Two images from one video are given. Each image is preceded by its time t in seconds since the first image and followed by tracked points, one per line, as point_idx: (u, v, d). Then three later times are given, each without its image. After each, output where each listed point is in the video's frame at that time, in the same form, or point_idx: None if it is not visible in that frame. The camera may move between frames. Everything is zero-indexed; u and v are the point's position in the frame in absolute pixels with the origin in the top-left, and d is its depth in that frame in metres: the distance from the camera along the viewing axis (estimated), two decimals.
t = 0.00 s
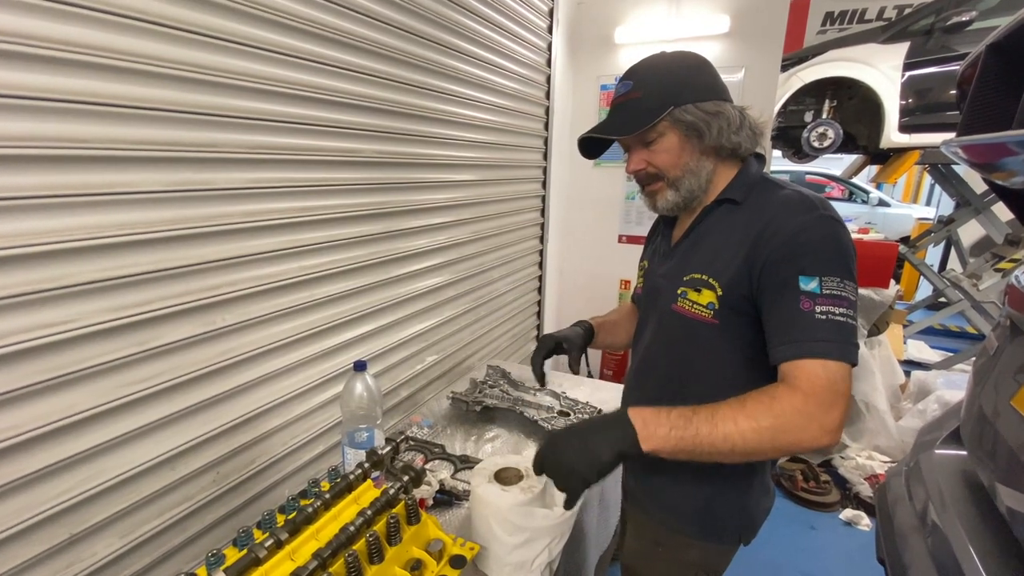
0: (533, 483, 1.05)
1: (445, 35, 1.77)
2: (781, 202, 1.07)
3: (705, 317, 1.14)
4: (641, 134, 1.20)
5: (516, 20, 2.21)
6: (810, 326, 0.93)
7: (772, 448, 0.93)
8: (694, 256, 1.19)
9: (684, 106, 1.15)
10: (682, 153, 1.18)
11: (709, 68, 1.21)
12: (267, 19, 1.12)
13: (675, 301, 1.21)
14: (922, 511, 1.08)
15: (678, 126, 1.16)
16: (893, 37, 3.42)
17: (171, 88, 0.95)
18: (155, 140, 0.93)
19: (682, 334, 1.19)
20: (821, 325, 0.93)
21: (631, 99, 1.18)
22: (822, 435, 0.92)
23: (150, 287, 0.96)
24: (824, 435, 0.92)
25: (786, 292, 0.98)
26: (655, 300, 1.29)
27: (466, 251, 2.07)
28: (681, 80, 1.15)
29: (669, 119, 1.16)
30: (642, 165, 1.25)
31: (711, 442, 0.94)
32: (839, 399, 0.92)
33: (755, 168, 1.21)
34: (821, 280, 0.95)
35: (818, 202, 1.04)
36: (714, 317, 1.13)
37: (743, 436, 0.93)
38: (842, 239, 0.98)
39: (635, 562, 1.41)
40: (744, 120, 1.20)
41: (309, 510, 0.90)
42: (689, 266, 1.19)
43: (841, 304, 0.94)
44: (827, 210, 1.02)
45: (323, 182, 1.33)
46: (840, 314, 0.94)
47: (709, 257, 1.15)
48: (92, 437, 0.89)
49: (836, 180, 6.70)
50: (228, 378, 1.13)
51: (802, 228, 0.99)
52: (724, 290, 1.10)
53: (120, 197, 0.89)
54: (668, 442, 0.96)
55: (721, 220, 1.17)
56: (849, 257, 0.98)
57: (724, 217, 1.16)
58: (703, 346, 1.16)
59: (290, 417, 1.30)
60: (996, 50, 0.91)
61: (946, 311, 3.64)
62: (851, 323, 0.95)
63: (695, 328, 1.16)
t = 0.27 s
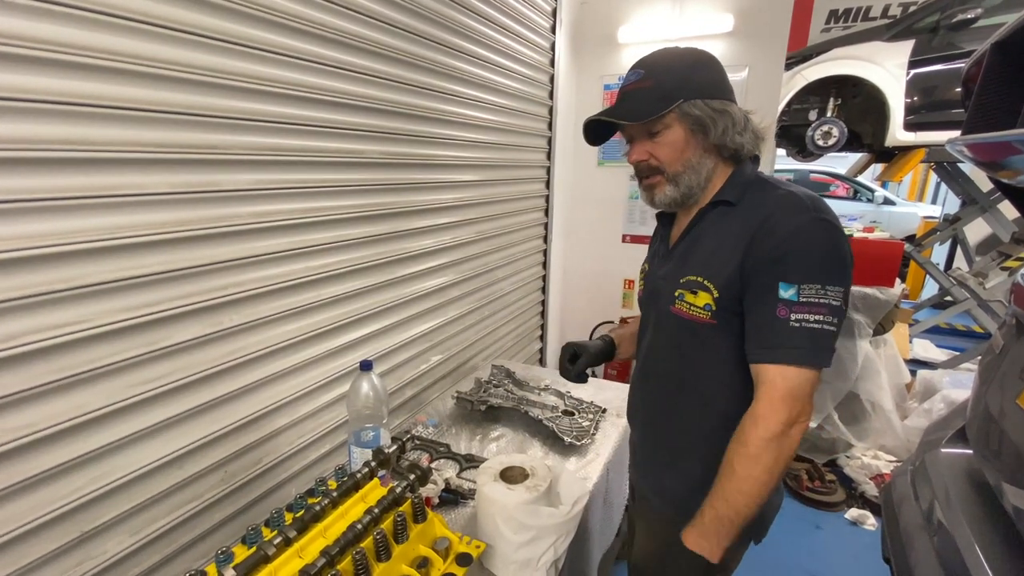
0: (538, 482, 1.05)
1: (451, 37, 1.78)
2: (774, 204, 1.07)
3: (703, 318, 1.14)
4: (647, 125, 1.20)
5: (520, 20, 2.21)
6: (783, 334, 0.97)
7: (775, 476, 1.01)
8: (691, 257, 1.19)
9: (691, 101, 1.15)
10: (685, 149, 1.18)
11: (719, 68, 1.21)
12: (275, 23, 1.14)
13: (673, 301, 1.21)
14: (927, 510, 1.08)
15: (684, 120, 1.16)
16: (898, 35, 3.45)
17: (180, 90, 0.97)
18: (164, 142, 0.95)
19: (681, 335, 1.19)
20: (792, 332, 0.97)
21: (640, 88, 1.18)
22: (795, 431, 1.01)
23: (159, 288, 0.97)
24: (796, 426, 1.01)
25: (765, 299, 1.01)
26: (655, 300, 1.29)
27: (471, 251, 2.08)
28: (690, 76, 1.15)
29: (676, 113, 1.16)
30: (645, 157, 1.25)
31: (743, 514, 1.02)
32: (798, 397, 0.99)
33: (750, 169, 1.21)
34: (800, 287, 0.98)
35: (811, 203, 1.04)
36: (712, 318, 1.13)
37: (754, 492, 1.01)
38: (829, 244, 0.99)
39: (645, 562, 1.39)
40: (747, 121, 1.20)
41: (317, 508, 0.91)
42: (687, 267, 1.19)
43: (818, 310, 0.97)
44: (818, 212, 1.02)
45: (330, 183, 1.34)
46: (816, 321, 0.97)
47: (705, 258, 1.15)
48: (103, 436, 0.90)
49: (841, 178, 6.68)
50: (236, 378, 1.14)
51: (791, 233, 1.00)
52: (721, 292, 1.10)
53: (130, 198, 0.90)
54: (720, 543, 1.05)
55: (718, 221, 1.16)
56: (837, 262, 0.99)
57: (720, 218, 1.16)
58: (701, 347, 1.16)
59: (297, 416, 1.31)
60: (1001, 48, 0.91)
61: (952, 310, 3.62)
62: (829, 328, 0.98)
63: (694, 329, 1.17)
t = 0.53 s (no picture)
0: (542, 481, 1.06)
1: (455, 38, 1.80)
2: (775, 203, 1.07)
3: (705, 319, 1.15)
4: (645, 129, 1.20)
5: (523, 21, 2.22)
6: (803, 333, 0.97)
7: (815, 476, 1.02)
8: (692, 259, 1.19)
9: (689, 104, 1.15)
10: (683, 152, 1.19)
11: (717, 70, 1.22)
12: (281, 25, 1.15)
13: (675, 302, 1.22)
14: (932, 510, 1.08)
15: (682, 123, 1.16)
16: (904, 33, 3.44)
17: (187, 93, 0.98)
18: (172, 145, 0.96)
19: (684, 336, 1.20)
20: (813, 331, 0.97)
21: (639, 92, 1.19)
22: (829, 427, 1.02)
23: (167, 288, 0.98)
24: (831, 422, 1.02)
25: (778, 300, 1.00)
26: (657, 300, 1.30)
27: (475, 251, 2.09)
28: (689, 79, 1.16)
29: (674, 116, 1.16)
30: (644, 161, 1.26)
31: (789, 517, 1.03)
32: (830, 394, 0.99)
33: (749, 169, 1.21)
34: (813, 285, 0.97)
35: (810, 201, 1.04)
36: (714, 317, 1.14)
37: (797, 495, 1.01)
38: (835, 240, 0.99)
39: (650, 558, 1.42)
40: (746, 122, 1.21)
41: (324, 505, 0.92)
42: (688, 268, 1.19)
43: (833, 307, 0.97)
44: (820, 210, 1.02)
45: (335, 184, 1.35)
46: (833, 318, 0.97)
47: (706, 259, 1.15)
48: (113, 434, 0.92)
49: (846, 177, 6.65)
50: (243, 377, 1.15)
51: (795, 232, 1.00)
52: (723, 293, 1.10)
53: (140, 200, 0.92)
54: (769, 549, 1.05)
55: (717, 222, 1.17)
56: (843, 258, 0.99)
57: (720, 219, 1.17)
58: (704, 347, 1.17)
59: (304, 415, 1.32)
60: (1004, 47, 0.91)
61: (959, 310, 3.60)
62: (846, 324, 0.98)
63: (696, 329, 1.17)
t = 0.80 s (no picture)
0: (545, 480, 1.07)
1: (458, 40, 1.81)
2: (780, 199, 1.08)
3: (709, 314, 1.15)
4: (653, 128, 1.20)
5: (526, 22, 2.23)
6: (806, 327, 0.97)
7: (804, 467, 1.03)
8: (697, 254, 1.19)
9: (696, 103, 1.16)
10: (691, 151, 1.19)
11: (722, 69, 1.22)
12: (285, 28, 1.17)
13: (679, 297, 1.22)
14: (936, 510, 1.08)
15: (690, 123, 1.17)
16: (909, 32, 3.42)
17: (193, 96, 0.99)
18: (177, 146, 0.97)
19: (688, 332, 1.20)
20: (816, 326, 0.97)
21: (647, 92, 1.19)
22: (825, 423, 1.02)
23: (173, 288, 0.99)
24: (826, 417, 1.02)
25: (782, 294, 1.01)
26: (660, 296, 1.30)
27: (478, 252, 2.09)
28: (697, 78, 1.16)
29: (682, 116, 1.16)
30: (652, 160, 1.25)
31: (771, 505, 1.04)
32: (829, 389, 0.99)
33: (754, 166, 1.21)
34: (816, 280, 0.98)
35: (815, 198, 1.05)
36: (718, 313, 1.13)
37: (784, 485, 1.02)
38: (839, 236, 0.99)
39: (653, 558, 1.41)
40: (751, 121, 1.21)
41: (328, 503, 0.93)
42: (692, 263, 1.19)
43: (837, 303, 0.97)
44: (825, 206, 1.02)
45: (339, 185, 1.36)
46: (835, 313, 0.97)
47: (711, 254, 1.15)
48: (119, 432, 0.93)
49: (852, 177, 6.61)
50: (248, 377, 1.16)
51: (801, 228, 1.00)
52: (727, 287, 1.10)
53: (146, 201, 0.93)
54: (747, 534, 1.07)
55: (722, 219, 1.17)
56: (846, 253, 1.00)
57: (725, 215, 1.16)
58: (707, 342, 1.17)
59: (308, 414, 1.33)
60: (1007, 46, 0.91)
61: (965, 310, 3.58)
62: (848, 319, 0.98)
63: (700, 324, 1.17)
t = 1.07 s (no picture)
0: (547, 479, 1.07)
1: (460, 43, 1.81)
2: (787, 197, 1.09)
3: (717, 313, 1.15)
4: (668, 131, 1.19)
5: (529, 24, 2.24)
6: (801, 313, 0.96)
7: (757, 445, 0.94)
8: (705, 252, 1.19)
9: (711, 106, 1.16)
10: (706, 153, 1.19)
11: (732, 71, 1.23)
12: (289, 32, 1.18)
13: (686, 296, 1.21)
14: (939, 512, 1.08)
15: (705, 125, 1.17)
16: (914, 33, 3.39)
17: (197, 99, 1.00)
18: (182, 149, 0.98)
19: (695, 330, 1.20)
20: (812, 313, 0.95)
21: (662, 96, 1.17)
22: (799, 416, 0.94)
23: (179, 289, 1.01)
24: (803, 414, 0.95)
25: (781, 281, 1.00)
26: (665, 295, 1.29)
27: (481, 253, 2.10)
28: (710, 80, 1.16)
29: (697, 119, 1.16)
30: (664, 163, 1.25)
31: (703, 452, 0.94)
32: (818, 383, 0.94)
33: (762, 169, 1.22)
34: (816, 270, 0.98)
35: (822, 198, 1.06)
36: (727, 311, 1.13)
37: (729, 440, 0.93)
38: (841, 234, 1.01)
39: (658, 561, 1.39)
40: (760, 123, 1.23)
41: (330, 501, 0.94)
42: (700, 262, 1.19)
43: (835, 296, 0.97)
44: (831, 206, 1.04)
45: (342, 187, 1.37)
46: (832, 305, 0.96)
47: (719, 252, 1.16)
48: (125, 431, 0.94)
49: (857, 178, 6.58)
50: (252, 377, 1.17)
51: (806, 221, 1.02)
52: (735, 284, 1.11)
53: (152, 203, 0.94)
54: (657, 465, 0.95)
55: (731, 218, 1.17)
56: (849, 252, 1.01)
57: (732, 214, 1.17)
58: (715, 341, 1.17)
59: (312, 414, 1.34)
60: (1007, 47, 0.92)
61: (971, 312, 3.56)
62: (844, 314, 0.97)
63: (707, 323, 1.17)
